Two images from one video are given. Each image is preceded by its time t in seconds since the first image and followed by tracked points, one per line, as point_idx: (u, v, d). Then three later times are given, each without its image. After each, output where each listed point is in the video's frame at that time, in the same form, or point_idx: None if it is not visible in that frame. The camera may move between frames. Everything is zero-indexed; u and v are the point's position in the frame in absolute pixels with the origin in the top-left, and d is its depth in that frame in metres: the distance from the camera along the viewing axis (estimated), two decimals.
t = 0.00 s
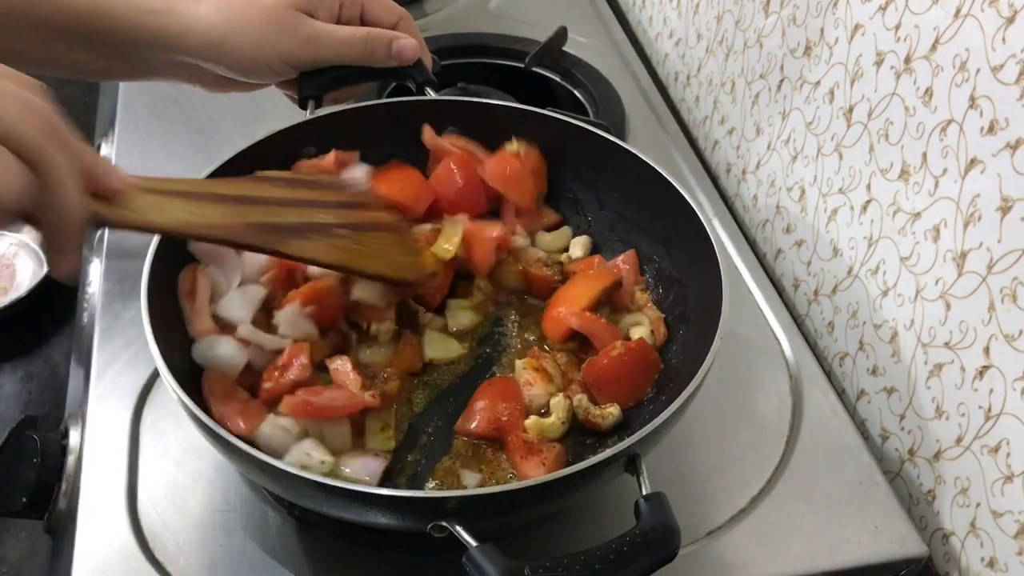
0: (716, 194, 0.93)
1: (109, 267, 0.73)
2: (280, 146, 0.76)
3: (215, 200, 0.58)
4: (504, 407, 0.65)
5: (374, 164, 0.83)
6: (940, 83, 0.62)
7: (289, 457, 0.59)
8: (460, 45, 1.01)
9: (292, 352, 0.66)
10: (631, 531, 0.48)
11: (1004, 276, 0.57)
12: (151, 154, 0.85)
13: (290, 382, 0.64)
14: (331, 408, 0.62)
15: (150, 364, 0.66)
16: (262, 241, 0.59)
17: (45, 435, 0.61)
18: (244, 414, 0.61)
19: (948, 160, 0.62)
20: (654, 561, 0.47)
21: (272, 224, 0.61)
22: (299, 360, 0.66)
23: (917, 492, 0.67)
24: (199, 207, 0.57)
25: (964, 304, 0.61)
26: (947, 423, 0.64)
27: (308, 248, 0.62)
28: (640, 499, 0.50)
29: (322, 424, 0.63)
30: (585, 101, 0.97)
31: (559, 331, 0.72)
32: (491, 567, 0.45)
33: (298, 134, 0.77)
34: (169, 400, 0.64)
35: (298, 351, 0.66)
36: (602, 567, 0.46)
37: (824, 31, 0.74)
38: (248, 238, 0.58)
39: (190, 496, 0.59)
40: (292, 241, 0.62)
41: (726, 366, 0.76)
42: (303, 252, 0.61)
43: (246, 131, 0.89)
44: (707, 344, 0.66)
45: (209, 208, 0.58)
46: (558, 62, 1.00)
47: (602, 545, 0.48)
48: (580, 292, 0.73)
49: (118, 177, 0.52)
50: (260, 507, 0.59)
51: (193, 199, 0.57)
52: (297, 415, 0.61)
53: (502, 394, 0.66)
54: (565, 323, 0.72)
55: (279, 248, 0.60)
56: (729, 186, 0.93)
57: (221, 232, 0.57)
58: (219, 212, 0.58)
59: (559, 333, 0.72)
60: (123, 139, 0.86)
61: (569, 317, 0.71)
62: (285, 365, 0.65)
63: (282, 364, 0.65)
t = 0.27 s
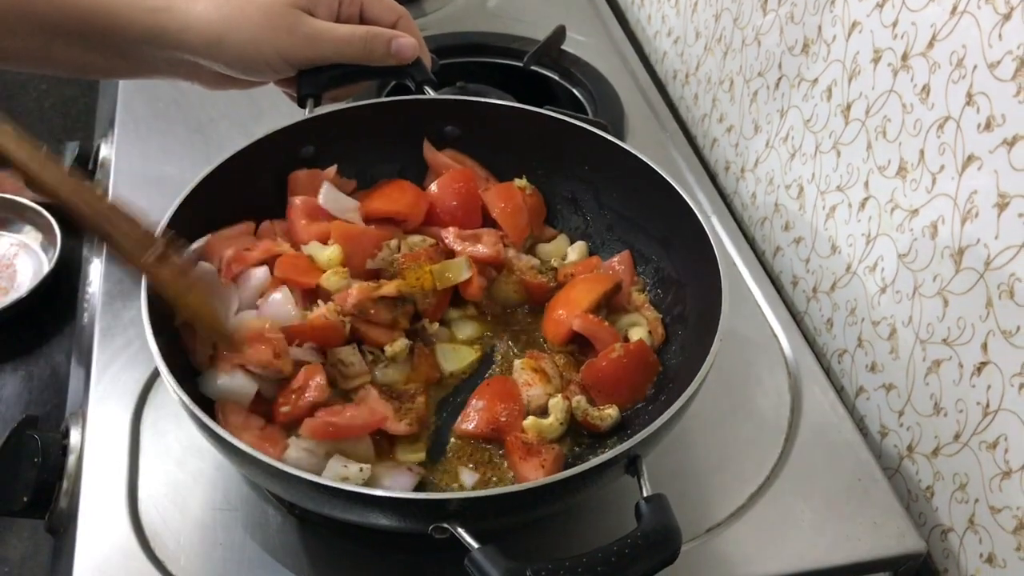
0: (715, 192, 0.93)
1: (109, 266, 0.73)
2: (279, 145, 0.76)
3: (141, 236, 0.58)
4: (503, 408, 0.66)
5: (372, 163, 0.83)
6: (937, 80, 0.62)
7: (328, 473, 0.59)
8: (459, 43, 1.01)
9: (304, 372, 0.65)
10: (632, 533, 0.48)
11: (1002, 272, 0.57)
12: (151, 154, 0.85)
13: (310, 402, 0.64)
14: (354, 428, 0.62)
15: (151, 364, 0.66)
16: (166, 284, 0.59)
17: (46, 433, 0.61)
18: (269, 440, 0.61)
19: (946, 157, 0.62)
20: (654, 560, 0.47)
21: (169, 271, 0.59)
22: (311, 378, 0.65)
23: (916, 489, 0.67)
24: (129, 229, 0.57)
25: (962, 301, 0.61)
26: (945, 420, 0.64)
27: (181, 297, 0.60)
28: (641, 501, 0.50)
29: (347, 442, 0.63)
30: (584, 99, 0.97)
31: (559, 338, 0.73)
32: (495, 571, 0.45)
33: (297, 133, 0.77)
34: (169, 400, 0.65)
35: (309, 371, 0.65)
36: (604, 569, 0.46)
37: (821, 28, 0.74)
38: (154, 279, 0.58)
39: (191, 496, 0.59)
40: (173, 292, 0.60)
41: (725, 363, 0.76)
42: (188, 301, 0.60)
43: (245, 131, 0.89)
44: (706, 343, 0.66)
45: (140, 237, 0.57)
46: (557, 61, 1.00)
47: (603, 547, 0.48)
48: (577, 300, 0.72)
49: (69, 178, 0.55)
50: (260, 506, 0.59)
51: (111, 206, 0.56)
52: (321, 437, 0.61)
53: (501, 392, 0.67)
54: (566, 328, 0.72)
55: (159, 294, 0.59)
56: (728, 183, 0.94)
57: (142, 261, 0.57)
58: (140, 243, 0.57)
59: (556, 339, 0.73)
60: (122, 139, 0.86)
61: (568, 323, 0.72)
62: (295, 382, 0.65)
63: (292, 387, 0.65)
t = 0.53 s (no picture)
0: (714, 190, 0.93)
1: (110, 267, 0.74)
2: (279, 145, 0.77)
3: (271, 208, 0.59)
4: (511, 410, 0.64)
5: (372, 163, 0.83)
6: (935, 78, 0.62)
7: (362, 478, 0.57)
8: (459, 43, 1.01)
9: (357, 387, 0.64)
10: (631, 530, 0.48)
11: (1001, 270, 0.57)
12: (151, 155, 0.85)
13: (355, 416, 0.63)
14: (398, 462, 0.58)
15: (151, 364, 0.66)
16: (289, 254, 0.60)
17: (48, 435, 0.61)
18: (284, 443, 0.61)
19: (944, 155, 0.62)
20: (654, 558, 0.47)
21: (317, 253, 0.62)
22: (359, 398, 0.64)
23: (916, 487, 0.67)
24: (246, 208, 0.57)
25: (961, 298, 0.62)
26: (944, 417, 0.64)
27: (332, 270, 0.63)
28: (641, 498, 0.50)
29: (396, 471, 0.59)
30: (583, 98, 0.97)
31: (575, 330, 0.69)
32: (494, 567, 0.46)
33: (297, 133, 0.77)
34: (170, 401, 0.65)
35: (364, 390, 0.64)
36: (603, 566, 0.46)
37: (820, 27, 0.74)
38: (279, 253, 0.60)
39: (192, 495, 0.59)
40: (332, 263, 0.63)
41: (725, 362, 0.76)
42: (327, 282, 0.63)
43: (245, 131, 0.90)
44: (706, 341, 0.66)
45: (260, 221, 0.58)
46: (556, 60, 1.00)
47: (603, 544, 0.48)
48: (597, 301, 0.70)
49: (203, 162, 0.52)
50: (260, 505, 0.59)
51: (250, 196, 0.57)
52: (367, 471, 0.58)
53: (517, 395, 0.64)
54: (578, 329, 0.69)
55: (307, 272, 0.62)
56: (727, 182, 0.94)
57: (257, 236, 0.58)
58: (260, 218, 0.58)
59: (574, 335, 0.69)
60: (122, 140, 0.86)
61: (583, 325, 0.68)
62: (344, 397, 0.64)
63: (336, 396, 0.64)
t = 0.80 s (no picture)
0: (715, 189, 0.93)
1: (112, 267, 0.74)
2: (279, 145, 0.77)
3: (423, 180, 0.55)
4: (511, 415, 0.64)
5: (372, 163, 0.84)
6: (935, 76, 0.62)
7: (362, 479, 0.58)
8: (459, 42, 1.01)
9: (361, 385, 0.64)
10: (631, 529, 0.48)
11: (1001, 268, 0.57)
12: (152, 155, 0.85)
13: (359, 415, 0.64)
14: (397, 457, 0.59)
15: (152, 364, 0.67)
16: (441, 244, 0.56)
17: (49, 435, 0.62)
18: (288, 440, 0.62)
19: (944, 153, 0.62)
20: (654, 557, 0.47)
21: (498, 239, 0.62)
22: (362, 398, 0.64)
23: (917, 485, 0.67)
24: (402, 203, 0.54)
25: (961, 296, 0.62)
26: (945, 415, 0.64)
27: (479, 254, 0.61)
28: (641, 497, 0.50)
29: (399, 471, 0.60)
30: (584, 98, 0.98)
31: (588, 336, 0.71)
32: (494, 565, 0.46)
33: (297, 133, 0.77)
34: (172, 401, 0.65)
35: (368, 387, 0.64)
36: (604, 565, 0.46)
37: (820, 26, 0.74)
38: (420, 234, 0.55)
39: (194, 495, 0.59)
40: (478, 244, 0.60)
41: (726, 361, 0.76)
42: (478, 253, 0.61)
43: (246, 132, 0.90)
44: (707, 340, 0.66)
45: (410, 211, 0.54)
46: (556, 60, 1.00)
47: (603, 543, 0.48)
48: (613, 309, 0.71)
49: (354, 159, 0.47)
50: (261, 505, 0.59)
51: (408, 190, 0.54)
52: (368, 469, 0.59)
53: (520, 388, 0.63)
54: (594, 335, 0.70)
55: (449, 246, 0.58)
56: (727, 181, 0.94)
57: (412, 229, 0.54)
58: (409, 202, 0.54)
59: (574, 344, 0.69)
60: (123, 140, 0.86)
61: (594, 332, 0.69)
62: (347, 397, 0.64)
63: (340, 397, 0.64)
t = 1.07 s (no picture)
0: (715, 186, 0.93)
1: (111, 265, 0.74)
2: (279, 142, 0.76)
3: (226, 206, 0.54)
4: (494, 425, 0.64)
5: (372, 161, 0.83)
6: (936, 72, 0.62)
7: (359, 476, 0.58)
8: (459, 40, 1.01)
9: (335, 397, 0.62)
10: (633, 524, 0.48)
11: (1002, 263, 0.57)
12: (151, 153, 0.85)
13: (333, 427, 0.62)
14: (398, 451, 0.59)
15: (152, 362, 0.66)
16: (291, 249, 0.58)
17: (48, 432, 0.62)
18: (276, 437, 0.61)
19: (946, 149, 0.62)
20: (656, 552, 0.47)
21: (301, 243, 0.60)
22: (339, 411, 0.62)
23: (919, 481, 0.67)
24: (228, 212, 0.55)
25: (962, 292, 0.61)
26: (946, 411, 0.64)
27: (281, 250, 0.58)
28: (642, 493, 0.50)
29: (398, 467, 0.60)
30: (584, 95, 0.97)
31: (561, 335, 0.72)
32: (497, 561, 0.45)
33: (297, 130, 0.77)
34: (171, 398, 0.65)
35: (343, 397, 0.62)
36: (605, 560, 0.46)
37: (820, 22, 0.74)
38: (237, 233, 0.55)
39: (194, 493, 0.59)
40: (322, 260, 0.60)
41: (726, 358, 0.76)
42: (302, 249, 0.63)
43: (245, 129, 0.89)
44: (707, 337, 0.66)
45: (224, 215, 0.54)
46: (557, 57, 1.00)
47: (605, 538, 0.47)
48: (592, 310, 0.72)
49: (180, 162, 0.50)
50: (262, 502, 0.59)
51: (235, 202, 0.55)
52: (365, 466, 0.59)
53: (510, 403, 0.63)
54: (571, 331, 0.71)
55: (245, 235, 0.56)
56: (728, 178, 0.94)
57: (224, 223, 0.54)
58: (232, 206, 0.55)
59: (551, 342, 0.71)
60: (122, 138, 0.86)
61: (580, 332, 0.70)
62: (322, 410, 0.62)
63: (316, 410, 0.61)
